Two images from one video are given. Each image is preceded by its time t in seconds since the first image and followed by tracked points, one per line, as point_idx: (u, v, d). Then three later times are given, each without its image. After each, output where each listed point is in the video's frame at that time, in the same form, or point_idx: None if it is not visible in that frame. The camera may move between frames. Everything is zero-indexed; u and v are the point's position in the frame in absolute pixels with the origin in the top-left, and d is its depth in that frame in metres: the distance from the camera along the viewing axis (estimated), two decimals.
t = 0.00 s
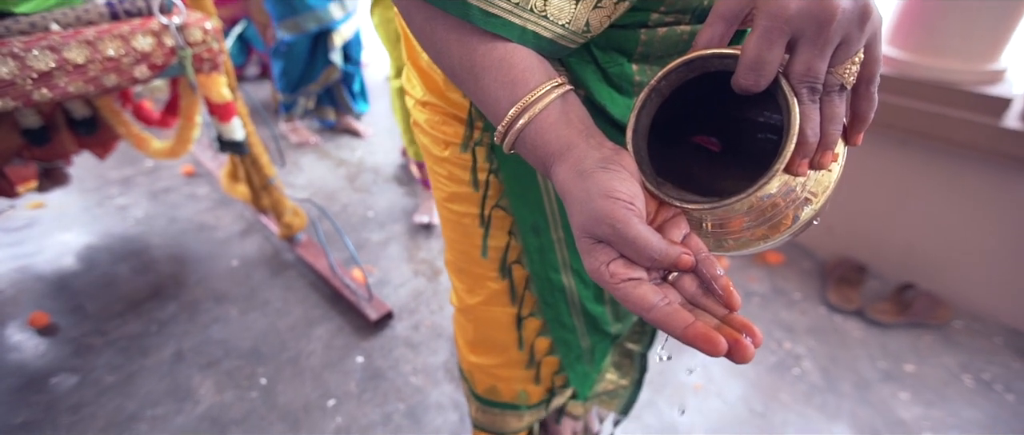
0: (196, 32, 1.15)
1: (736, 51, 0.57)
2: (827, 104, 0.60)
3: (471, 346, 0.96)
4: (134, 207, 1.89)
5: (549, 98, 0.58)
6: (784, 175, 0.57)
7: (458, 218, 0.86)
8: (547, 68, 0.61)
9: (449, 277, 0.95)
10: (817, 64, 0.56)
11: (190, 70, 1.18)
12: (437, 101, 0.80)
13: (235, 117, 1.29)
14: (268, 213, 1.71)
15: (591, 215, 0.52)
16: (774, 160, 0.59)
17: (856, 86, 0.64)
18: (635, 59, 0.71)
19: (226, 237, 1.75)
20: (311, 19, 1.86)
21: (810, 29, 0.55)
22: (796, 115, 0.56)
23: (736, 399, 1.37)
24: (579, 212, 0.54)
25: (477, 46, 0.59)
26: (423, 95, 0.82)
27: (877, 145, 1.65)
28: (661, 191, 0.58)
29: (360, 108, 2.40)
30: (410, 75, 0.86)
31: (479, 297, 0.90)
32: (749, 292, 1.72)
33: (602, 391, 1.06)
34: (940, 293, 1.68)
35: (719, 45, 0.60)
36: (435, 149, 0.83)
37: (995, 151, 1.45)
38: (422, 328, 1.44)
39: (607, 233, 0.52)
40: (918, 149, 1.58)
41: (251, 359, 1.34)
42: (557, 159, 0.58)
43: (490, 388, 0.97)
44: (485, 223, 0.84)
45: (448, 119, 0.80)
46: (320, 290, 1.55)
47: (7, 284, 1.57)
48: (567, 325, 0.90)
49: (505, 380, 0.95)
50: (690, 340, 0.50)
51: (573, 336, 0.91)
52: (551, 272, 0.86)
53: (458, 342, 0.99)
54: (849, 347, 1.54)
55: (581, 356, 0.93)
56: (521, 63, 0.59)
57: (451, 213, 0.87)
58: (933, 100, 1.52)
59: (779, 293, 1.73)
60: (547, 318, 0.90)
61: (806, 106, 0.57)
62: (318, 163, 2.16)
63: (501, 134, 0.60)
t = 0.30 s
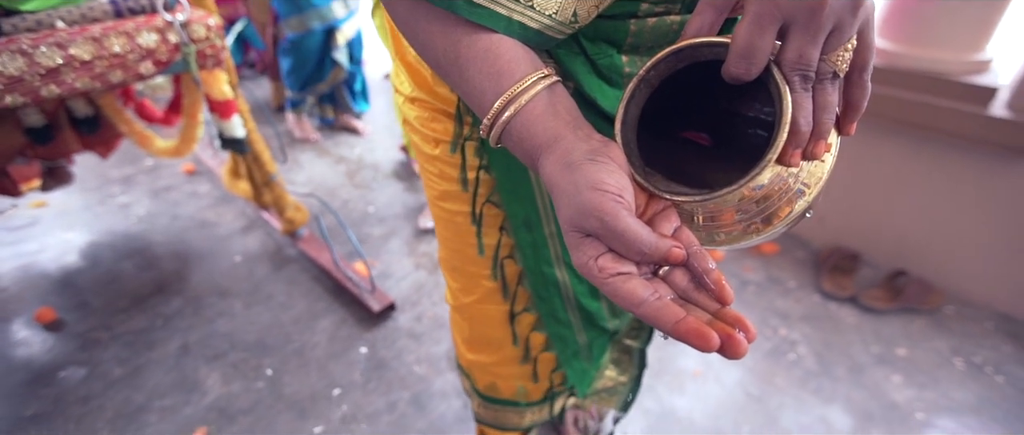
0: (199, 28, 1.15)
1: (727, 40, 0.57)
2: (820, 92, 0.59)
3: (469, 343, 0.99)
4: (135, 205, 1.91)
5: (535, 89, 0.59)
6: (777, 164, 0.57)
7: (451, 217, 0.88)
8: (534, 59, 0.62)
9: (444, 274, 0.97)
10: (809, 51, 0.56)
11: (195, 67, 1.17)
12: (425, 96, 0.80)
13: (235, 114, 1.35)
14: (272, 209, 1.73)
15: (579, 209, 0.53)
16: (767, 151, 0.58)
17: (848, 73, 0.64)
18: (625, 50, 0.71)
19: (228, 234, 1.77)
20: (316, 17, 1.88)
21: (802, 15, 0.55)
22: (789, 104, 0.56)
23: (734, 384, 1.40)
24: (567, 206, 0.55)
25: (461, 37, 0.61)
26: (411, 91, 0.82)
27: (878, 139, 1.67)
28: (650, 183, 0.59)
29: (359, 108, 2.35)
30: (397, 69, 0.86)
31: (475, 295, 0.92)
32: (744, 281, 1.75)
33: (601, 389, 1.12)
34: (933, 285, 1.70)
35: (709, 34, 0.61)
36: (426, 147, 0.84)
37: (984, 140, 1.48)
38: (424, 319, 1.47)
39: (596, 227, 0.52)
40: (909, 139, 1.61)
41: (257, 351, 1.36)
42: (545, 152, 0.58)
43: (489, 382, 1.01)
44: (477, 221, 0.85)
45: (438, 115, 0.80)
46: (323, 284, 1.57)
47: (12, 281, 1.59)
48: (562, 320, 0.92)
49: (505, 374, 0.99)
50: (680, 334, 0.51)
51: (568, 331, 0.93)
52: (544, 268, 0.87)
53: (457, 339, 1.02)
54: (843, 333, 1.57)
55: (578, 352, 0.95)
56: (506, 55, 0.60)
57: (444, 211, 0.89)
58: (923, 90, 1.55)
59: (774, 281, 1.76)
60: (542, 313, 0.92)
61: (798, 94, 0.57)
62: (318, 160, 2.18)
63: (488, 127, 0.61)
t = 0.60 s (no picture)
0: (204, 27, 1.18)
1: (709, 28, 0.57)
2: (802, 79, 0.60)
3: (468, 338, 0.99)
4: (138, 205, 1.92)
5: (519, 81, 0.60)
6: (760, 153, 0.59)
7: (444, 214, 0.87)
8: (519, 53, 0.62)
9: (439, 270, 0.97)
10: (790, 39, 0.57)
11: (200, 65, 1.21)
12: (415, 94, 0.80)
13: (235, 113, 1.36)
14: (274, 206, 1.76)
15: (564, 201, 0.55)
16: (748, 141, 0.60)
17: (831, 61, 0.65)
18: (612, 43, 0.71)
19: (230, 231, 1.79)
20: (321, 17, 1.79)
21: (783, 4, 0.56)
22: (772, 91, 0.57)
23: (731, 368, 1.44)
24: (552, 198, 0.56)
25: (445, 31, 0.62)
26: (400, 88, 0.82)
27: (876, 133, 1.69)
28: (634, 172, 0.61)
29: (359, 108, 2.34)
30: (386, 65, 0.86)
31: (471, 290, 0.92)
32: (740, 269, 1.79)
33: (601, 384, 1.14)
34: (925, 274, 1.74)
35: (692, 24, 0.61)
36: (417, 144, 0.84)
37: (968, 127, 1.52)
38: (427, 311, 1.49)
39: (581, 218, 0.54)
40: (908, 130, 1.64)
41: (263, 344, 1.39)
42: (529, 144, 0.60)
43: (488, 377, 1.01)
44: (470, 218, 0.85)
45: (428, 113, 0.80)
46: (326, 279, 1.59)
47: (18, 280, 1.60)
48: (558, 315, 0.92)
49: (505, 369, 1.00)
50: (664, 322, 0.52)
51: (565, 326, 0.93)
52: (539, 262, 0.86)
53: (455, 333, 1.02)
54: (835, 318, 1.60)
55: (575, 347, 0.95)
56: (489, 47, 0.61)
57: (437, 208, 0.88)
58: (908, 80, 1.59)
59: (769, 269, 1.79)
60: (538, 308, 0.91)
61: (781, 81, 0.58)
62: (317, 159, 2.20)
63: (473, 119, 0.62)
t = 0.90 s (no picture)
0: (206, 18, 1.20)
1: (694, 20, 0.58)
2: (785, 70, 0.61)
3: (463, 331, 0.98)
4: (135, 198, 1.93)
5: (507, 72, 0.60)
6: (744, 142, 0.58)
7: (439, 206, 0.87)
8: (507, 43, 0.63)
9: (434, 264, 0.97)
10: (772, 28, 0.58)
11: (202, 55, 1.24)
12: (409, 88, 0.81)
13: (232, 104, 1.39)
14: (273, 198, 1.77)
15: (550, 189, 0.54)
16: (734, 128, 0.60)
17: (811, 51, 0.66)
18: (601, 35, 0.73)
19: (227, 224, 1.79)
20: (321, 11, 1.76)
21: None
22: (755, 80, 0.57)
23: (723, 355, 1.47)
24: (539, 187, 0.56)
25: (434, 22, 0.62)
26: (394, 82, 0.83)
27: (872, 129, 1.72)
28: (620, 163, 0.59)
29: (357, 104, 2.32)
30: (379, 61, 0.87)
31: (465, 282, 0.92)
32: (732, 260, 1.82)
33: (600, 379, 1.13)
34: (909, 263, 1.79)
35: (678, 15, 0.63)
36: (412, 137, 0.85)
37: (953, 121, 1.56)
38: (425, 300, 1.52)
39: (567, 207, 0.54)
40: (901, 124, 1.67)
41: (264, 333, 1.40)
42: (516, 134, 0.59)
43: (486, 371, 0.99)
44: (464, 210, 0.85)
45: (421, 106, 0.81)
46: (324, 269, 1.61)
47: (16, 271, 1.61)
48: (553, 307, 0.91)
49: (501, 363, 0.98)
50: (648, 309, 0.52)
51: (560, 318, 0.92)
52: (534, 253, 0.86)
53: (451, 327, 1.01)
54: (825, 306, 1.64)
55: (571, 340, 0.94)
56: (478, 39, 0.61)
57: (431, 200, 0.88)
58: (895, 75, 1.63)
59: (760, 260, 1.83)
60: (533, 300, 0.90)
61: (764, 71, 0.58)
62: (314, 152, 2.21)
63: (462, 110, 0.62)
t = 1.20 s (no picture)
0: (204, 21, 1.21)
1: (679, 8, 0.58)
2: (771, 52, 0.59)
3: (469, 323, 0.99)
4: (132, 202, 1.93)
5: (497, 63, 0.62)
6: (731, 125, 0.58)
7: (438, 199, 0.88)
8: (496, 36, 0.65)
9: (435, 259, 0.97)
10: (755, 13, 0.57)
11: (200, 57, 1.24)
12: (402, 84, 0.82)
13: (230, 104, 1.41)
14: (272, 198, 1.78)
15: (543, 177, 0.56)
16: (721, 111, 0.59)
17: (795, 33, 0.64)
18: (589, 24, 0.74)
19: (226, 226, 1.80)
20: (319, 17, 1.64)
21: None
22: (739, 65, 0.57)
23: (721, 340, 1.50)
24: (531, 176, 0.58)
25: (424, 18, 0.65)
26: (387, 80, 0.85)
27: (858, 115, 1.75)
28: (610, 150, 0.60)
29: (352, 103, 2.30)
30: (372, 61, 0.89)
31: (469, 274, 0.92)
32: (726, 247, 1.85)
33: (617, 380, 1.11)
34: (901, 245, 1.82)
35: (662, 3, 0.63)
36: (407, 133, 0.86)
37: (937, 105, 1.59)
38: (426, 294, 1.54)
39: (559, 194, 0.56)
40: (889, 110, 1.70)
41: (267, 331, 1.42)
42: (507, 125, 0.61)
43: (493, 360, 1.00)
44: (465, 201, 0.86)
45: (416, 101, 0.82)
46: (324, 267, 1.62)
47: (17, 278, 1.61)
48: (561, 298, 0.91)
49: (510, 354, 0.98)
50: (640, 291, 0.54)
51: (569, 309, 0.92)
52: (537, 243, 0.86)
53: (456, 321, 1.01)
54: (818, 290, 1.67)
55: (584, 334, 0.94)
56: (467, 32, 0.64)
57: (430, 194, 0.89)
58: (880, 61, 1.66)
59: (754, 246, 1.86)
60: (541, 291, 0.90)
61: (748, 55, 0.58)
62: (309, 153, 2.22)
63: (453, 103, 0.64)
